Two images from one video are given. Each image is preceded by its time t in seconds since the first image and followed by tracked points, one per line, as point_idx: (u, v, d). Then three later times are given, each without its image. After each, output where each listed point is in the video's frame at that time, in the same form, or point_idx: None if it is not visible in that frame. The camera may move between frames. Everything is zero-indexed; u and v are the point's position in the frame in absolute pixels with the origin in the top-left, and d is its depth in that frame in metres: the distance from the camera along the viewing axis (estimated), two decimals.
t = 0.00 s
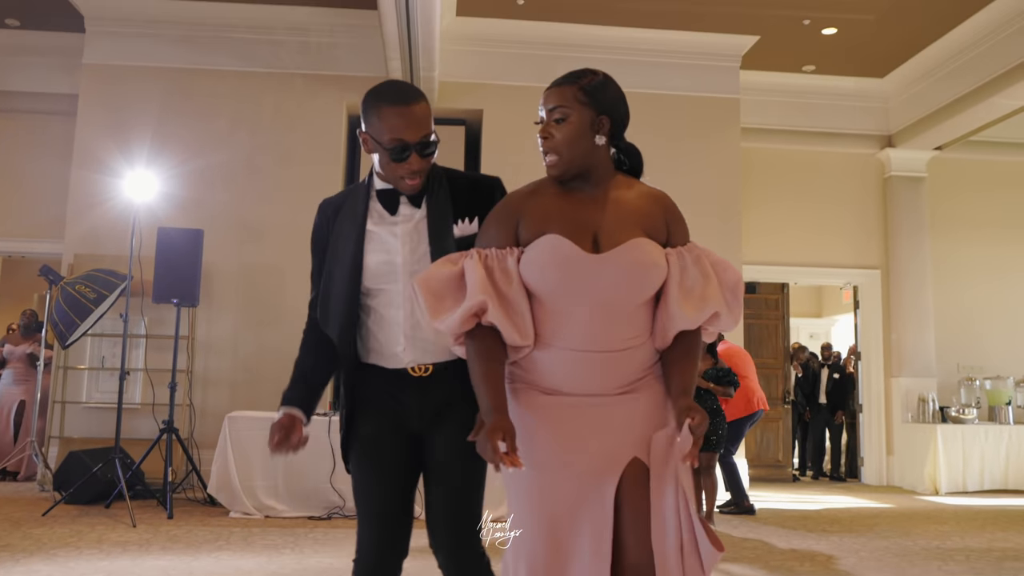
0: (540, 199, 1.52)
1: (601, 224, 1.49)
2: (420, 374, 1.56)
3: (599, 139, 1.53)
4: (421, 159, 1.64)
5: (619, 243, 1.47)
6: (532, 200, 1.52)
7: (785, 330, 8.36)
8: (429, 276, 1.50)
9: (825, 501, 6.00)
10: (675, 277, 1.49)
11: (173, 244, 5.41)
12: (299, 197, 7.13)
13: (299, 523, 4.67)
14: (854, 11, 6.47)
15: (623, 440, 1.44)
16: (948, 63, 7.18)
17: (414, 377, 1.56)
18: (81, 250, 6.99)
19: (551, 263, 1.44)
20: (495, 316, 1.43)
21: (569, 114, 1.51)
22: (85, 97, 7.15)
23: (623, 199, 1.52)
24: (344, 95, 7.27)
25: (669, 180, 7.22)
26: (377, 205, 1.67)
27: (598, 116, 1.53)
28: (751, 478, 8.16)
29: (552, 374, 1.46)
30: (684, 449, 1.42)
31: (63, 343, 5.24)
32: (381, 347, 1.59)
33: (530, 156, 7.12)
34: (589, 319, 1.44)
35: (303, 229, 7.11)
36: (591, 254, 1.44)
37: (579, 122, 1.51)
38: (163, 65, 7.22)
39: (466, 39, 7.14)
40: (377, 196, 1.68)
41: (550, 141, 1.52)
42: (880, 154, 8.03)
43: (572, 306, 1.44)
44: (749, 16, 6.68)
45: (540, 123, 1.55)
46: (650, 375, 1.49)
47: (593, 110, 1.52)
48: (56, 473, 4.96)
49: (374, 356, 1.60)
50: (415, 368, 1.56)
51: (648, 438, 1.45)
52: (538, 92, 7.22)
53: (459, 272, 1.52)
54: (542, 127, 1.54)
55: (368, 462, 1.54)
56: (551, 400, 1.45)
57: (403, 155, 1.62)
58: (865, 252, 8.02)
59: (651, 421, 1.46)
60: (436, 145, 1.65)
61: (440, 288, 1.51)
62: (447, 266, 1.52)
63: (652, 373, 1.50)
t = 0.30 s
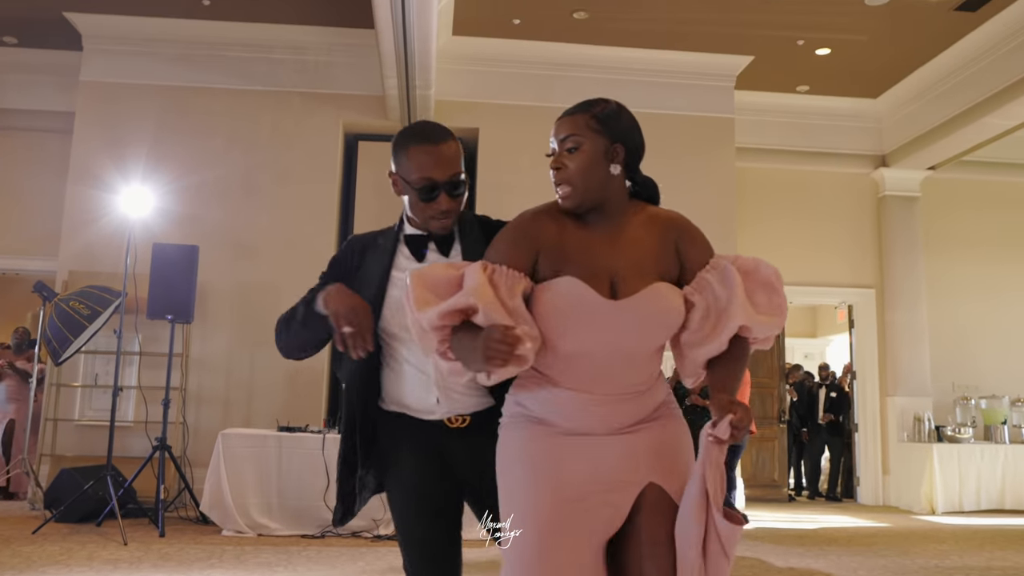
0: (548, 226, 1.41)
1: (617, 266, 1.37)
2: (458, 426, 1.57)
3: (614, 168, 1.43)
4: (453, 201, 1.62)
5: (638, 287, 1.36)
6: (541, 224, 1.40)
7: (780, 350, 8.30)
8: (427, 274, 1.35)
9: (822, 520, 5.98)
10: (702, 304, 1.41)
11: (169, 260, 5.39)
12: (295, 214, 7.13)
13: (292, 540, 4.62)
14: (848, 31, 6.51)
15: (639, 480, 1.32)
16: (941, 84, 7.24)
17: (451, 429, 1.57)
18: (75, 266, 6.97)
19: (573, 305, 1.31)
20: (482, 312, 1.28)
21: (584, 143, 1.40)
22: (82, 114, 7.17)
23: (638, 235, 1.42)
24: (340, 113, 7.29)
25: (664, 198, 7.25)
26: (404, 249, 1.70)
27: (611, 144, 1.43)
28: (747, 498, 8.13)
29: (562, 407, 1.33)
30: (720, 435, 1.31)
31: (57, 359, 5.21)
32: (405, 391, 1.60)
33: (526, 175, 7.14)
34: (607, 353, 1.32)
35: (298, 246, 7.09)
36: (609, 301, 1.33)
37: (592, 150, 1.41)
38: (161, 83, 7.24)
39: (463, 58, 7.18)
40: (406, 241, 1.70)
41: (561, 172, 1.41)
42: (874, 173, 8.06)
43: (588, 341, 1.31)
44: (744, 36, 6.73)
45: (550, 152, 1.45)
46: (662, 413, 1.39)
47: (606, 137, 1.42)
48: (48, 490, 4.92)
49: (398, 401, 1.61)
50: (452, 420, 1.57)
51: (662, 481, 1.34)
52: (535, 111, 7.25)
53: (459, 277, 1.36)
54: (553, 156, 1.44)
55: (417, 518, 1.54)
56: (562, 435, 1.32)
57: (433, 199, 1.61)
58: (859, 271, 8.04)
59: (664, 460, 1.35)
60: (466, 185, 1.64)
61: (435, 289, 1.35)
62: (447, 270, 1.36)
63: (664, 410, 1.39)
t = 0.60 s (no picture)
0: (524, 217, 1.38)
1: (594, 235, 1.32)
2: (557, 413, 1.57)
3: (582, 148, 1.37)
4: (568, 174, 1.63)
5: (615, 252, 1.30)
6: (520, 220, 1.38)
7: (774, 361, 8.41)
8: (416, 293, 1.37)
9: (816, 530, 6.01)
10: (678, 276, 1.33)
11: (167, 271, 5.41)
12: (292, 226, 7.17)
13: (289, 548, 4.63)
14: (839, 46, 6.59)
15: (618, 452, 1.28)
16: (933, 98, 7.32)
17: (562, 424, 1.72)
18: (73, 277, 6.98)
19: (547, 278, 1.28)
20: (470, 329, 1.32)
21: (548, 124, 1.35)
22: (82, 127, 7.21)
23: (617, 205, 1.36)
24: (337, 126, 7.34)
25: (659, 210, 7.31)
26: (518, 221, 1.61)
27: (578, 124, 1.37)
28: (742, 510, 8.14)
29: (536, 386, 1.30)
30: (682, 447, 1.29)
31: (54, 369, 5.24)
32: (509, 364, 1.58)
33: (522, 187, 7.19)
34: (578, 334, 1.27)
35: (295, 258, 7.12)
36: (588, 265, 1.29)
37: (560, 134, 1.35)
38: (159, 97, 7.29)
39: (459, 72, 7.24)
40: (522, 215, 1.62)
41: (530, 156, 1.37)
42: (868, 187, 8.12)
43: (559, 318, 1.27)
44: (737, 50, 6.81)
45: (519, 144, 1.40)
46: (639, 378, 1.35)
47: (572, 119, 1.36)
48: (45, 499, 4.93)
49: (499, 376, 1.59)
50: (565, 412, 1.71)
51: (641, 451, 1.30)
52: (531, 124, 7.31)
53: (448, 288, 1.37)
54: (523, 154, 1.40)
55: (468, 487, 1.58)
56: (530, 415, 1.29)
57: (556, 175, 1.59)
58: (853, 284, 8.08)
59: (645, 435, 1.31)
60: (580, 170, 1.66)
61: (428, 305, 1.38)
62: (437, 285, 1.37)
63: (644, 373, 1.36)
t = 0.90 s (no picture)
0: (450, 239, 1.50)
1: (512, 264, 1.45)
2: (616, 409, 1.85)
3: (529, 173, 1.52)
4: (637, 202, 1.99)
5: (530, 281, 1.43)
6: (444, 241, 1.50)
7: (767, 366, 8.48)
8: (345, 307, 1.52)
9: (808, 532, 6.11)
10: (593, 292, 1.48)
11: (168, 276, 5.46)
12: (289, 232, 7.23)
13: (289, 550, 4.69)
14: (830, 53, 6.69)
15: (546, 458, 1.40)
16: (923, 105, 7.41)
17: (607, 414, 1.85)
18: (72, 283, 7.03)
19: (468, 307, 1.41)
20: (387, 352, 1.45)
21: (492, 148, 1.46)
22: (81, 132, 7.26)
23: (537, 230, 1.50)
24: (334, 132, 7.41)
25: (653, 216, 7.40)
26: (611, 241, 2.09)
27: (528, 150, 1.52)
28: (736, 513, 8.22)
29: (471, 396, 1.42)
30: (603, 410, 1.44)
31: (55, 373, 5.28)
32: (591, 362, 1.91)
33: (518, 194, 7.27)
34: (507, 350, 1.39)
35: (292, 263, 7.17)
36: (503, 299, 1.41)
37: (524, 156, 1.49)
38: (158, 102, 7.35)
39: (455, 79, 7.31)
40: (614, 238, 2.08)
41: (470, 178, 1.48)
42: (859, 193, 8.22)
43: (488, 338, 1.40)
44: (730, 57, 6.89)
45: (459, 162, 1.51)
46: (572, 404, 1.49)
47: (529, 144, 1.50)
48: (47, 502, 4.99)
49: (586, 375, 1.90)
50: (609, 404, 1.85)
51: (573, 462, 1.41)
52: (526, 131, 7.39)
53: (372, 304, 1.51)
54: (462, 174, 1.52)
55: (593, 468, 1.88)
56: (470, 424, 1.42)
57: (629, 216, 2.01)
58: (845, 289, 8.17)
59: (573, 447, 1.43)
60: (654, 194, 2.00)
61: (357, 321, 1.52)
62: (363, 298, 1.52)
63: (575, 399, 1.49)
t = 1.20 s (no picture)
0: (419, 215, 1.70)
1: (471, 249, 1.67)
2: (608, 376, 1.98)
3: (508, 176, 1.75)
4: (633, 190, 2.07)
5: (486, 261, 1.66)
6: (413, 215, 1.70)
7: (761, 362, 8.55)
8: (310, 282, 1.67)
9: (799, 524, 6.26)
10: (543, 282, 1.74)
11: (172, 275, 5.57)
12: (289, 231, 7.34)
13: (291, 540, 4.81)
14: (822, 57, 6.81)
15: (503, 428, 1.62)
16: (913, 106, 7.52)
17: (604, 380, 1.98)
18: (76, 280, 7.15)
19: (427, 285, 1.61)
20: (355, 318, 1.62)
21: (502, 150, 1.68)
22: (83, 134, 7.37)
23: (502, 227, 1.74)
24: (334, 133, 7.53)
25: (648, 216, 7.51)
26: (614, 225, 2.18)
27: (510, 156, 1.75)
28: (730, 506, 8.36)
29: (435, 375, 1.62)
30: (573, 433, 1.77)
31: (60, 369, 5.40)
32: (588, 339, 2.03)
33: (514, 194, 7.39)
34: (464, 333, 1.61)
35: (292, 262, 7.29)
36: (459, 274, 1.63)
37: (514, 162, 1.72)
38: (158, 104, 7.45)
39: (453, 80, 7.42)
40: (615, 222, 2.17)
41: (473, 167, 1.67)
42: (851, 193, 8.34)
43: (447, 321, 1.61)
44: (723, 60, 7.01)
45: (460, 148, 1.68)
46: (529, 375, 1.71)
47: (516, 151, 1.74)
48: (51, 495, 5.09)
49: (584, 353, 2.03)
50: (605, 370, 1.98)
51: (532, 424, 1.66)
52: (523, 131, 7.50)
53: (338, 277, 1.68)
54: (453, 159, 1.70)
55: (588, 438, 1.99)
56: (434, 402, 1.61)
57: (629, 203, 2.08)
58: (838, 286, 8.29)
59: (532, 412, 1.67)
60: (649, 180, 2.06)
61: (323, 292, 1.68)
62: (328, 273, 1.68)
63: (531, 371, 1.72)
